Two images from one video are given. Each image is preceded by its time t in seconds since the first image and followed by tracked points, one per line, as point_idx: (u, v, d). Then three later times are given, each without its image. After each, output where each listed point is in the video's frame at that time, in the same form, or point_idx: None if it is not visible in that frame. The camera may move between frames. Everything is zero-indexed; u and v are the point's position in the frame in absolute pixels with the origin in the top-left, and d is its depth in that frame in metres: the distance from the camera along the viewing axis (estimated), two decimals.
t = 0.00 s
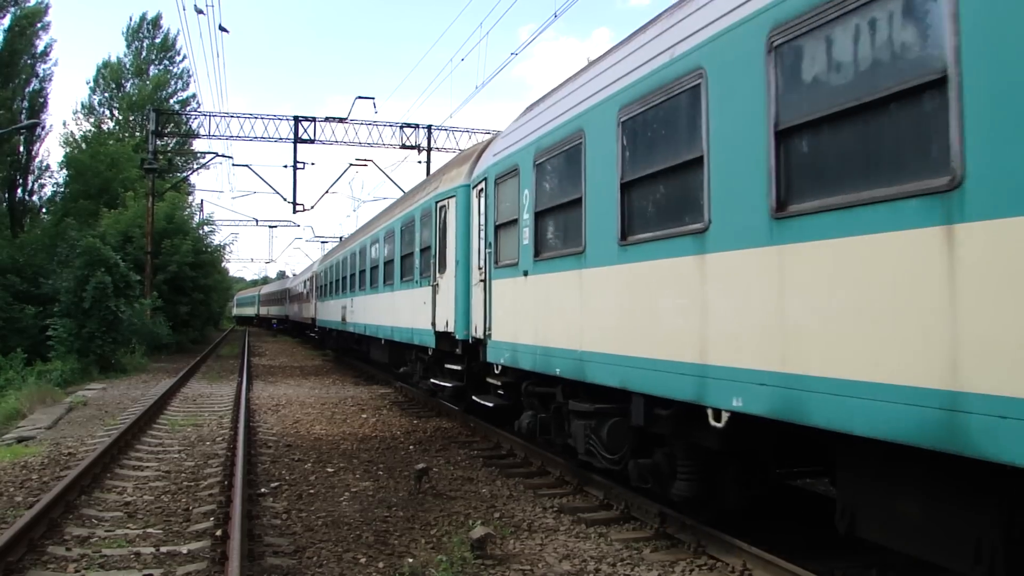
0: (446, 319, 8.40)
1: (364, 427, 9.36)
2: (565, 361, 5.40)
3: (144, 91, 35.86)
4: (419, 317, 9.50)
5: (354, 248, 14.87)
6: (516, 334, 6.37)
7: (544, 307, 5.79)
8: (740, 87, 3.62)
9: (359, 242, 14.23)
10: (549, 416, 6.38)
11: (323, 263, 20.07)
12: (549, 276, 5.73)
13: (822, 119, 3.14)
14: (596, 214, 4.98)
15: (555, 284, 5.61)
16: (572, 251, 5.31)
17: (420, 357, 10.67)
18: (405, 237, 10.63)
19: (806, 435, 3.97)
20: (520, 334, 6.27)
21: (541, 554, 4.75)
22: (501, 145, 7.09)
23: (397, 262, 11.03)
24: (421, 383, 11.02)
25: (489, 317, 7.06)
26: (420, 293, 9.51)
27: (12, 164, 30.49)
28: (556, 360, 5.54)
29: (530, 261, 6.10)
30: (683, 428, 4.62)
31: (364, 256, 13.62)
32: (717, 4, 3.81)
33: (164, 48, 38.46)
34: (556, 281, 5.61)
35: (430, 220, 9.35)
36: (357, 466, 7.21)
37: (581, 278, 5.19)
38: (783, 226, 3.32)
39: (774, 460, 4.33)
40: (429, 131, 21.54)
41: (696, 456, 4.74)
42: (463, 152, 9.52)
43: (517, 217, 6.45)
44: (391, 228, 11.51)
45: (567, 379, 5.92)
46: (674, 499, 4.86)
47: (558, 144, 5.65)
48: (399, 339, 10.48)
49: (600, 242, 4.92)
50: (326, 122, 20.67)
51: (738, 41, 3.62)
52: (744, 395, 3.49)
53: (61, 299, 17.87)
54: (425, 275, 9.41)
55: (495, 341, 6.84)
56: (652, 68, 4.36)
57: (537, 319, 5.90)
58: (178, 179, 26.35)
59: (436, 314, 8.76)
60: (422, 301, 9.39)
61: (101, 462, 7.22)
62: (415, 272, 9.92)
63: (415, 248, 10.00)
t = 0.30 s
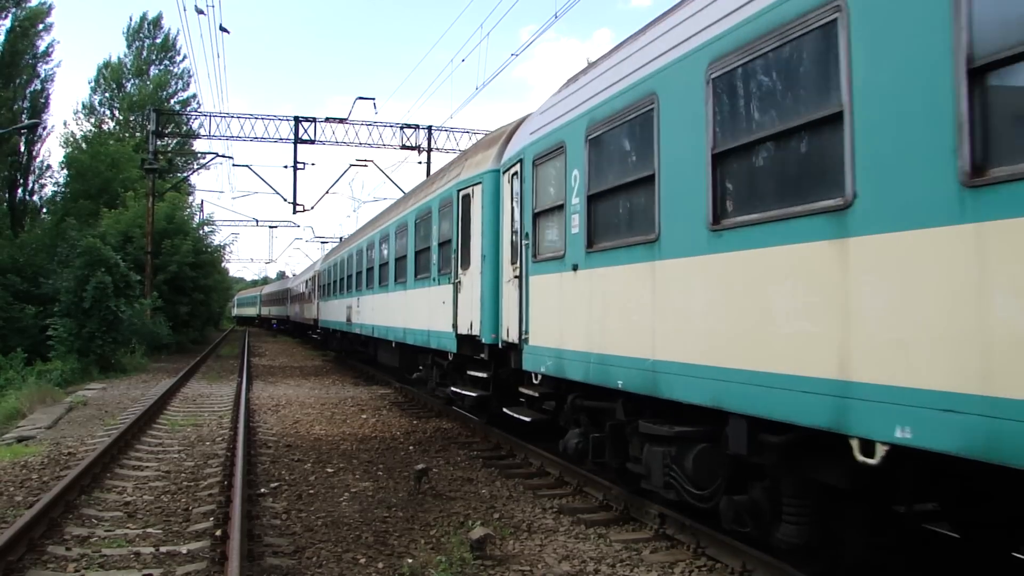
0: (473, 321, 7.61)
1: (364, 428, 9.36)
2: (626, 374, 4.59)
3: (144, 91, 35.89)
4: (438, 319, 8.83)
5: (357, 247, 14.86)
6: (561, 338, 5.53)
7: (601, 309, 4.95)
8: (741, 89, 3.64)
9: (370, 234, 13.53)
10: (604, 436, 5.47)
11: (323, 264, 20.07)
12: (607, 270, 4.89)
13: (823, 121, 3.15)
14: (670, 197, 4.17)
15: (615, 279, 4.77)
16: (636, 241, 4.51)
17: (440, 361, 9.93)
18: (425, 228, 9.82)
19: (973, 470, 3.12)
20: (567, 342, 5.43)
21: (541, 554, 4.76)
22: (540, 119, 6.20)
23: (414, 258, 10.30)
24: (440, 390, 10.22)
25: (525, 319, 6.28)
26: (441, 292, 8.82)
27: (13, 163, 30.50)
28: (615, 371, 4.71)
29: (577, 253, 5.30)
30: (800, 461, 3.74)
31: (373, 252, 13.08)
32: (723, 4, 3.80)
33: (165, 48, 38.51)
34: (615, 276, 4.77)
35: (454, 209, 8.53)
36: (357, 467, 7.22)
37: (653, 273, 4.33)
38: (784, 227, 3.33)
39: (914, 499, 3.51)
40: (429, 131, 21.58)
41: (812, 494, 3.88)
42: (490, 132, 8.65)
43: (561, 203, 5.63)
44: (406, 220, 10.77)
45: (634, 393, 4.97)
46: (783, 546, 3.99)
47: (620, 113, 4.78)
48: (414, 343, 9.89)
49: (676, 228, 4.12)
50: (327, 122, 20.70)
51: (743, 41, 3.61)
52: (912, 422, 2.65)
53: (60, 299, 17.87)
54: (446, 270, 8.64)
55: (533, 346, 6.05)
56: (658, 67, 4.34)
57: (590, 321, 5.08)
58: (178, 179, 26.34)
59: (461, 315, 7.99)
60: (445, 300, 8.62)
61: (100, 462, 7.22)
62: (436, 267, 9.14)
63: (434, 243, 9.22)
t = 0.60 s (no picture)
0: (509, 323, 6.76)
1: (364, 428, 9.36)
2: (720, 390, 3.74)
3: (144, 90, 35.92)
4: (463, 319, 8.02)
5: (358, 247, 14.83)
6: (626, 345, 4.66)
7: (685, 311, 4.08)
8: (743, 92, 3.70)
9: (380, 230, 12.75)
10: (683, 463, 4.59)
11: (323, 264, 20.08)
12: (693, 264, 4.02)
13: (824, 123, 3.17)
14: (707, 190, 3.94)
15: (705, 274, 3.90)
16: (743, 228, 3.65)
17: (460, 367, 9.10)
18: (446, 221, 8.97)
19: None
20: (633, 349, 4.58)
21: (541, 554, 4.76)
22: (593, 89, 5.37)
23: (432, 254, 9.45)
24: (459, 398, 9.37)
25: (575, 322, 5.44)
26: (466, 289, 8.02)
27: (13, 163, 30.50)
28: (672, 382, 4.15)
29: (649, 244, 4.46)
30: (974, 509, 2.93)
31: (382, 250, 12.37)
32: (722, 6, 3.88)
33: (166, 48, 38.56)
34: (705, 270, 3.91)
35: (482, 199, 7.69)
36: (357, 467, 7.22)
37: (767, 267, 3.47)
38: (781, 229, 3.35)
39: None
40: (429, 132, 21.61)
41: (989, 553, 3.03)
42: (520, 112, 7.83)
43: (622, 184, 4.81)
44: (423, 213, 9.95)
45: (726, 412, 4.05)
46: None
47: (646, 101, 4.54)
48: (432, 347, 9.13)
49: (799, 211, 3.29)
50: (327, 122, 20.72)
51: (745, 42, 3.67)
52: (989, 436, 2.41)
53: (60, 298, 17.88)
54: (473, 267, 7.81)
55: (587, 353, 5.18)
56: (661, 68, 4.39)
57: (668, 325, 4.22)
58: (179, 179, 26.39)
59: (493, 317, 7.15)
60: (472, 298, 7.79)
61: (101, 461, 7.22)
62: (460, 265, 8.30)
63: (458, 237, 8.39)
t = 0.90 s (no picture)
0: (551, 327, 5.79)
1: (365, 428, 9.37)
2: (814, 402, 3.10)
3: (146, 91, 35.97)
4: (490, 321, 7.10)
5: (360, 247, 14.78)
6: (723, 352, 3.68)
7: (720, 310, 3.72)
8: (735, 93, 3.68)
9: (393, 224, 11.86)
10: (803, 501, 3.65)
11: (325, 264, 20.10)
12: (777, 253, 3.35)
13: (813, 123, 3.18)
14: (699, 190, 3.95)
15: (791, 264, 3.26)
16: (880, 202, 2.82)
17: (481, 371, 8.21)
18: (471, 211, 7.98)
19: None
20: (731, 358, 3.61)
21: (542, 554, 4.77)
22: (667, 42, 4.37)
23: (453, 248, 8.48)
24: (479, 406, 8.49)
25: (644, 326, 4.41)
26: (493, 287, 7.10)
27: (15, 164, 30.53)
28: (669, 384, 4.12)
29: (757, 223, 3.49)
30: None
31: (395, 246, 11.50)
32: (722, 7, 3.82)
33: (167, 49, 38.63)
34: (791, 260, 3.26)
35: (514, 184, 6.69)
36: (359, 467, 7.22)
37: (881, 257, 2.79)
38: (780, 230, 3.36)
39: None
40: (430, 132, 21.66)
41: None
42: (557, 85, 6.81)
43: (714, 152, 3.81)
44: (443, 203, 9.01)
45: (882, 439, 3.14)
46: None
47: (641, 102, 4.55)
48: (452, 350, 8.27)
49: (1015, 160, 2.33)
50: (328, 123, 20.76)
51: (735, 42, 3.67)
52: (990, 434, 2.36)
53: (62, 299, 17.90)
54: (506, 262, 6.82)
55: (661, 360, 4.21)
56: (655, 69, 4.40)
57: (785, 327, 3.27)
58: (180, 180, 26.42)
59: (531, 320, 6.19)
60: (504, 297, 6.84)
61: (103, 462, 7.23)
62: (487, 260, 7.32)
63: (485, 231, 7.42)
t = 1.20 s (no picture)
0: (611, 331, 5.00)
1: (366, 428, 9.34)
2: (841, 403, 3.08)
3: (146, 91, 35.95)
4: (529, 323, 6.32)
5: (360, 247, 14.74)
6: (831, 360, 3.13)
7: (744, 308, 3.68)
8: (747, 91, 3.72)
9: (405, 216, 11.06)
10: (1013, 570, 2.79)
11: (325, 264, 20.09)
12: (803, 251, 3.31)
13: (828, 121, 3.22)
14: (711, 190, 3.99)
15: (818, 262, 3.21)
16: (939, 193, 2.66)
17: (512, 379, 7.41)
18: (501, 198, 7.15)
19: None
20: (891, 373, 2.83)
21: (543, 554, 4.76)
22: None
23: (480, 241, 7.65)
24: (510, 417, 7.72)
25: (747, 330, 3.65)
26: (532, 285, 6.30)
27: (15, 164, 30.51)
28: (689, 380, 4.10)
29: (933, 197, 2.69)
30: None
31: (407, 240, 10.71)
32: (728, 7, 3.90)
33: (168, 48, 38.64)
34: (819, 258, 3.22)
35: (559, 165, 5.88)
36: (360, 466, 7.21)
37: (913, 255, 2.75)
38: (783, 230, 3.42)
39: None
40: (432, 132, 21.67)
41: None
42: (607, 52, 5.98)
43: (861, 104, 3.04)
44: (467, 190, 8.18)
45: None
46: None
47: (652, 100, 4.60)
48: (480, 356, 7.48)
49: None
50: (330, 122, 20.77)
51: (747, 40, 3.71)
52: None
53: (62, 299, 17.88)
54: (547, 256, 6.00)
55: (775, 373, 3.44)
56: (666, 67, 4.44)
57: (855, 331, 3.01)
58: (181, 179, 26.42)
59: (583, 323, 5.40)
60: (545, 297, 6.03)
61: (103, 461, 7.22)
62: (524, 253, 6.50)
63: (521, 220, 6.60)
